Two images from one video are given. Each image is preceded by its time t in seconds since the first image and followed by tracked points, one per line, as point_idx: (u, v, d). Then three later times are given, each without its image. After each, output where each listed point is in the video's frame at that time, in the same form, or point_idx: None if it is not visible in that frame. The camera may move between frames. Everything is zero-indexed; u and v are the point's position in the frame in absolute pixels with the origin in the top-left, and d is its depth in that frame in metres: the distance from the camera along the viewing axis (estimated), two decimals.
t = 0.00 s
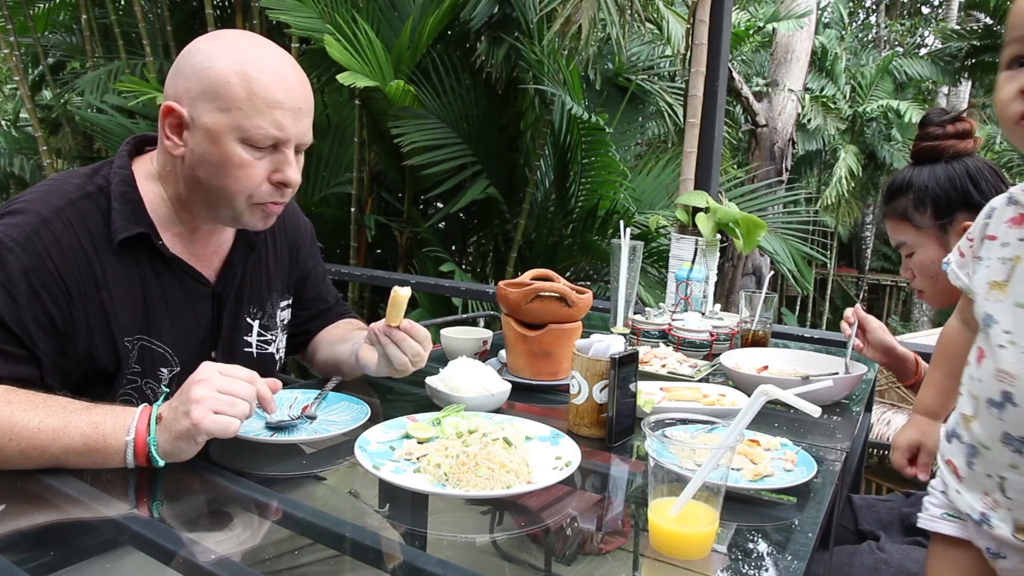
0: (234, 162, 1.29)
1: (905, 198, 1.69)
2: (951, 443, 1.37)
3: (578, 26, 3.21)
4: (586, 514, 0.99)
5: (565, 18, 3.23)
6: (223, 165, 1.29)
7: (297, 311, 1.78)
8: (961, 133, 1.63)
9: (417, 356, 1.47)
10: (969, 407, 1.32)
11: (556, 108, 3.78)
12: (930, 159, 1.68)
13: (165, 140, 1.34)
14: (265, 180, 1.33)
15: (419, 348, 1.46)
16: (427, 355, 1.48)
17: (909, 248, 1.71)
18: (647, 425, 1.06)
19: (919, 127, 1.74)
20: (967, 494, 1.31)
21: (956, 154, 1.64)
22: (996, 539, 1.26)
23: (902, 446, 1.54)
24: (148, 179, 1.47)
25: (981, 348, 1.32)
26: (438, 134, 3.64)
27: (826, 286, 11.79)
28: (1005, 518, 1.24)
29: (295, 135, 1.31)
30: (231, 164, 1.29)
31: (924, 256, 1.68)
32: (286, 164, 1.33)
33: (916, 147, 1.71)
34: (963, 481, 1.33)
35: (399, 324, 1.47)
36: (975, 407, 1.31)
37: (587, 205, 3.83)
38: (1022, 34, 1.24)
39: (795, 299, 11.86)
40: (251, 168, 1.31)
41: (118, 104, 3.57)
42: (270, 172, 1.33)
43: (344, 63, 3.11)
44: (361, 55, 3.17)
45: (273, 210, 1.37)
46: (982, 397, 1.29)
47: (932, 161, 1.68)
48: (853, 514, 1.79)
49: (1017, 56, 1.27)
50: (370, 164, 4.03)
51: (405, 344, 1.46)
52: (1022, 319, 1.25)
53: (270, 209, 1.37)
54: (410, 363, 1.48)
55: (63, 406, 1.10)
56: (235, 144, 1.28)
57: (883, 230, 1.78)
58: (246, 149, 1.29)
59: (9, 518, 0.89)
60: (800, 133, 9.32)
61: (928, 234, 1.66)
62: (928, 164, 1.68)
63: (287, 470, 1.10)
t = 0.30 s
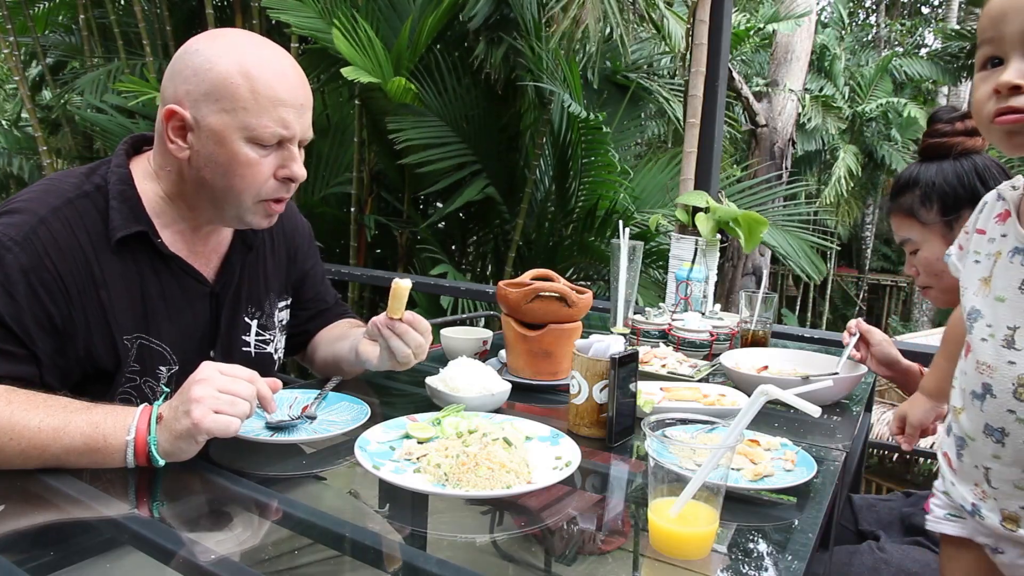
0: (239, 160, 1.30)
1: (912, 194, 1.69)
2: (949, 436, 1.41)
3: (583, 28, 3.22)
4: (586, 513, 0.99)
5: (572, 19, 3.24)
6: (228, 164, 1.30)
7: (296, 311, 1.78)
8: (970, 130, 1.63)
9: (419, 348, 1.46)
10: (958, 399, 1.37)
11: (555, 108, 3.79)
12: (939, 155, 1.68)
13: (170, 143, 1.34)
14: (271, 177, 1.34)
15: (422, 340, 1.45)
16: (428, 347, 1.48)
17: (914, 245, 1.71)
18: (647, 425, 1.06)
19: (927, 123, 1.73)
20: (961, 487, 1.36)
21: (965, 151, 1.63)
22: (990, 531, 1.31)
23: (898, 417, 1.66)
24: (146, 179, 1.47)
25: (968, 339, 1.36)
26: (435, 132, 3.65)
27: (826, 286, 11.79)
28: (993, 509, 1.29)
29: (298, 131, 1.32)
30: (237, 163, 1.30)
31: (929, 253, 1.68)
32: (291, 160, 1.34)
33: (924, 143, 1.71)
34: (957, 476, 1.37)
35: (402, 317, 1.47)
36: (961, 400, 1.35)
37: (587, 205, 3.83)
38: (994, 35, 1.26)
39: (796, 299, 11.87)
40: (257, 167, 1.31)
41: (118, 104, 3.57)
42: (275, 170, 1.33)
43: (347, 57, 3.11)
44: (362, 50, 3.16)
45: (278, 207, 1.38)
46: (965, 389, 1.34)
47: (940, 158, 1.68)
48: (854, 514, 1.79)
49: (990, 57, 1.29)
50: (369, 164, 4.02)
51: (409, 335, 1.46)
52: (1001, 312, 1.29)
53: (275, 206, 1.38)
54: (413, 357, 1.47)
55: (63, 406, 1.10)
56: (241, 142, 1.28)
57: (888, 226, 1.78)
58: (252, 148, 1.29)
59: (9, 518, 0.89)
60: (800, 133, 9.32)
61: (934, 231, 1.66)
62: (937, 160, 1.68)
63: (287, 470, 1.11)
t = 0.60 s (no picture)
0: (237, 153, 1.30)
1: (914, 195, 1.68)
2: (979, 443, 1.32)
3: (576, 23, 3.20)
4: (586, 513, 0.99)
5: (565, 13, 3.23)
6: (227, 157, 1.30)
7: (294, 312, 1.78)
8: (971, 130, 1.63)
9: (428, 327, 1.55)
10: (993, 408, 1.27)
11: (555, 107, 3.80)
12: (941, 156, 1.67)
13: (167, 141, 1.33)
14: (268, 168, 1.34)
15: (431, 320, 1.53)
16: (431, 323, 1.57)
17: (916, 245, 1.70)
18: (647, 425, 1.06)
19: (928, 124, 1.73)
20: (991, 496, 1.27)
21: (966, 151, 1.63)
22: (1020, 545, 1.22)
23: (960, 441, 1.53)
24: (144, 179, 1.47)
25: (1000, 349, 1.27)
26: (438, 131, 3.62)
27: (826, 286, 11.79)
28: None
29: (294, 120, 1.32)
30: (235, 155, 1.30)
31: (931, 254, 1.67)
32: (289, 150, 1.34)
33: (926, 143, 1.70)
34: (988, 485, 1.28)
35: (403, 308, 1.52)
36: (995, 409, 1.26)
37: (587, 206, 3.84)
38: None
39: (795, 299, 11.87)
40: (255, 158, 1.31)
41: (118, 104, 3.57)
42: (273, 160, 1.33)
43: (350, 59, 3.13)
44: (362, 49, 3.15)
45: (277, 198, 1.39)
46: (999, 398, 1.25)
47: (942, 158, 1.68)
48: (854, 515, 1.79)
49: None
50: (369, 164, 4.02)
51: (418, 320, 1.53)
52: None
53: (274, 197, 1.38)
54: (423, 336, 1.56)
55: (62, 405, 1.10)
56: (237, 133, 1.28)
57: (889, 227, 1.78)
58: (249, 139, 1.30)
59: (9, 518, 0.89)
60: (800, 133, 9.32)
61: (935, 231, 1.65)
62: (939, 160, 1.68)
63: (287, 470, 1.11)
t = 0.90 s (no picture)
0: (233, 150, 1.30)
1: (913, 194, 1.68)
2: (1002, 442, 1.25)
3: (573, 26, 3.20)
4: (586, 513, 0.99)
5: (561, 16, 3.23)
6: (224, 154, 1.30)
7: (295, 312, 1.78)
8: (970, 130, 1.63)
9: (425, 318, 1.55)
10: None
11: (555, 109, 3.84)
12: (940, 155, 1.67)
13: (167, 140, 1.33)
14: (265, 164, 1.33)
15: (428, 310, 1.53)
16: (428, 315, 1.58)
17: (913, 244, 1.70)
18: (647, 425, 1.06)
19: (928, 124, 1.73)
20: (1021, 503, 1.12)
21: (965, 150, 1.63)
22: None
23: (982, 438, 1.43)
24: (144, 180, 1.47)
25: None
26: (437, 132, 3.62)
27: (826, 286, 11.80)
28: None
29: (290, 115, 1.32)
30: (232, 152, 1.30)
31: (929, 253, 1.67)
32: (286, 146, 1.34)
33: (926, 143, 1.70)
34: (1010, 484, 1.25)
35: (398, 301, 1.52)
36: None
37: (588, 207, 3.83)
38: None
39: (795, 299, 11.87)
40: (252, 155, 1.31)
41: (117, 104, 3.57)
42: (270, 156, 1.33)
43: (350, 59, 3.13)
44: (363, 49, 3.15)
45: (272, 195, 1.38)
46: None
47: (940, 157, 1.67)
48: (854, 515, 1.79)
49: None
50: (369, 164, 4.03)
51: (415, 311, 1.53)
52: None
53: (270, 194, 1.38)
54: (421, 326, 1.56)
55: (63, 405, 1.10)
56: (233, 131, 1.28)
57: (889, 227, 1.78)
58: (245, 135, 1.29)
59: (9, 518, 0.89)
60: (800, 133, 9.32)
61: (932, 231, 1.65)
62: (938, 160, 1.67)
63: (287, 470, 1.11)
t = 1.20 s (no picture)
0: (235, 155, 1.30)
1: (914, 191, 1.68)
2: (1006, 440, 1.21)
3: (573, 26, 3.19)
4: (585, 513, 0.99)
5: (560, 17, 3.23)
6: (226, 158, 1.30)
7: (295, 313, 1.78)
8: (973, 128, 1.63)
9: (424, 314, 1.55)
10: None
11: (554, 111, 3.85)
12: (943, 153, 1.67)
13: (167, 142, 1.33)
14: (268, 171, 1.34)
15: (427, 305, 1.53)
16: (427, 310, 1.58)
17: (913, 241, 1.70)
18: (647, 425, 1.06)
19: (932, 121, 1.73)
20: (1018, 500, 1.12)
21: (967, 149, 1.63)
22: None
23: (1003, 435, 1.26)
24: (144, 181, 1.47)
25: None
26: (436, 134, 3.62)
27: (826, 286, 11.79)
28: None
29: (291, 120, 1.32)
30: (233, 156, 1.30)
31: (928, 251, 1.67)
32: (288, 151, 1.34)
33: (929, 140, 1.70)
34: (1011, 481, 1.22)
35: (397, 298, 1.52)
36: None
37: (588, 207, 3.84)
38: None
39: (795, 299, 11.88)
40: (254, 160, 1.31)
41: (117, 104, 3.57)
42: (273, 162, 1.34)
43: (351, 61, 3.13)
44: (361, 50, 3.16)
45: (276, 202, 1.39)
46: None
47: (942, 155, 1.67)
48: (854, 515, 1.79)
49: None
50: (369, 164, 4.03)
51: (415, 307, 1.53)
52: None
53: (274, 202, 1.39)
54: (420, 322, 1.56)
55: (63, 406, 1.10)
56: (235, 137, 1.29)
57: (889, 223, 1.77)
58: (247, 141, 1.30)
59: (9, 518, 0.89)
60: (800, 133, 9.32)
61: (932, 229, 1.65)
62: (941, 157, 1.67)
63: (287, 470, 1.11)
